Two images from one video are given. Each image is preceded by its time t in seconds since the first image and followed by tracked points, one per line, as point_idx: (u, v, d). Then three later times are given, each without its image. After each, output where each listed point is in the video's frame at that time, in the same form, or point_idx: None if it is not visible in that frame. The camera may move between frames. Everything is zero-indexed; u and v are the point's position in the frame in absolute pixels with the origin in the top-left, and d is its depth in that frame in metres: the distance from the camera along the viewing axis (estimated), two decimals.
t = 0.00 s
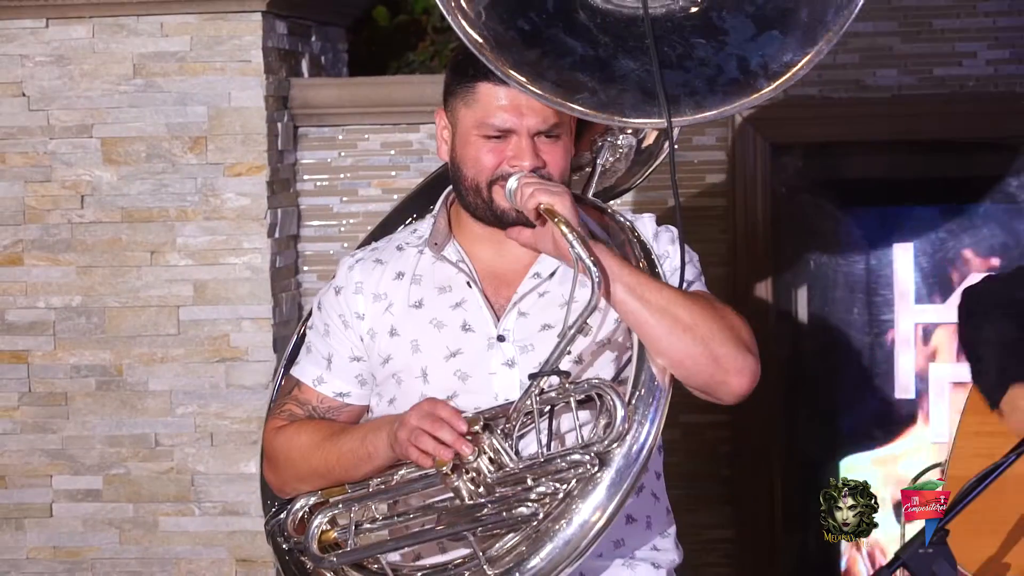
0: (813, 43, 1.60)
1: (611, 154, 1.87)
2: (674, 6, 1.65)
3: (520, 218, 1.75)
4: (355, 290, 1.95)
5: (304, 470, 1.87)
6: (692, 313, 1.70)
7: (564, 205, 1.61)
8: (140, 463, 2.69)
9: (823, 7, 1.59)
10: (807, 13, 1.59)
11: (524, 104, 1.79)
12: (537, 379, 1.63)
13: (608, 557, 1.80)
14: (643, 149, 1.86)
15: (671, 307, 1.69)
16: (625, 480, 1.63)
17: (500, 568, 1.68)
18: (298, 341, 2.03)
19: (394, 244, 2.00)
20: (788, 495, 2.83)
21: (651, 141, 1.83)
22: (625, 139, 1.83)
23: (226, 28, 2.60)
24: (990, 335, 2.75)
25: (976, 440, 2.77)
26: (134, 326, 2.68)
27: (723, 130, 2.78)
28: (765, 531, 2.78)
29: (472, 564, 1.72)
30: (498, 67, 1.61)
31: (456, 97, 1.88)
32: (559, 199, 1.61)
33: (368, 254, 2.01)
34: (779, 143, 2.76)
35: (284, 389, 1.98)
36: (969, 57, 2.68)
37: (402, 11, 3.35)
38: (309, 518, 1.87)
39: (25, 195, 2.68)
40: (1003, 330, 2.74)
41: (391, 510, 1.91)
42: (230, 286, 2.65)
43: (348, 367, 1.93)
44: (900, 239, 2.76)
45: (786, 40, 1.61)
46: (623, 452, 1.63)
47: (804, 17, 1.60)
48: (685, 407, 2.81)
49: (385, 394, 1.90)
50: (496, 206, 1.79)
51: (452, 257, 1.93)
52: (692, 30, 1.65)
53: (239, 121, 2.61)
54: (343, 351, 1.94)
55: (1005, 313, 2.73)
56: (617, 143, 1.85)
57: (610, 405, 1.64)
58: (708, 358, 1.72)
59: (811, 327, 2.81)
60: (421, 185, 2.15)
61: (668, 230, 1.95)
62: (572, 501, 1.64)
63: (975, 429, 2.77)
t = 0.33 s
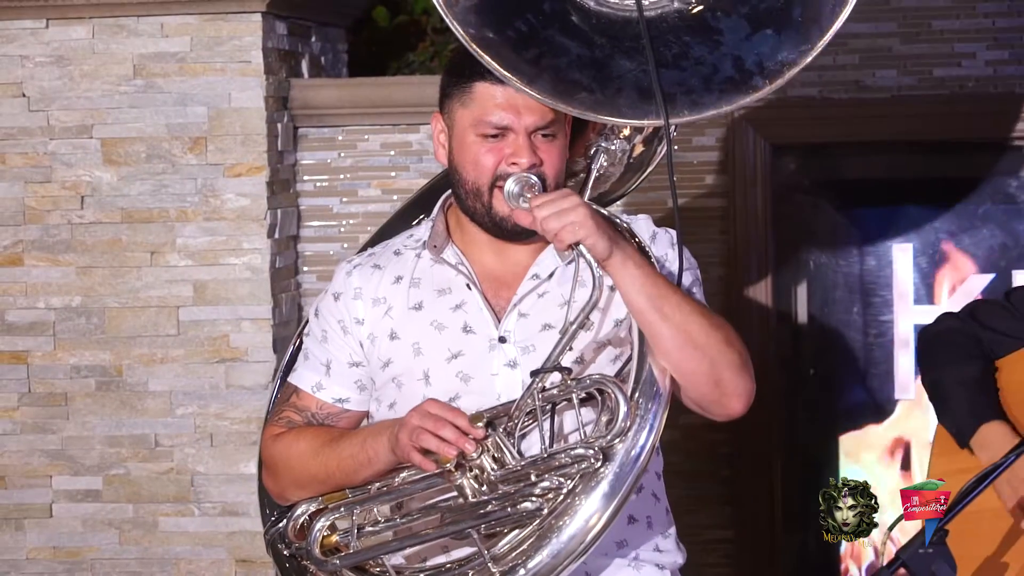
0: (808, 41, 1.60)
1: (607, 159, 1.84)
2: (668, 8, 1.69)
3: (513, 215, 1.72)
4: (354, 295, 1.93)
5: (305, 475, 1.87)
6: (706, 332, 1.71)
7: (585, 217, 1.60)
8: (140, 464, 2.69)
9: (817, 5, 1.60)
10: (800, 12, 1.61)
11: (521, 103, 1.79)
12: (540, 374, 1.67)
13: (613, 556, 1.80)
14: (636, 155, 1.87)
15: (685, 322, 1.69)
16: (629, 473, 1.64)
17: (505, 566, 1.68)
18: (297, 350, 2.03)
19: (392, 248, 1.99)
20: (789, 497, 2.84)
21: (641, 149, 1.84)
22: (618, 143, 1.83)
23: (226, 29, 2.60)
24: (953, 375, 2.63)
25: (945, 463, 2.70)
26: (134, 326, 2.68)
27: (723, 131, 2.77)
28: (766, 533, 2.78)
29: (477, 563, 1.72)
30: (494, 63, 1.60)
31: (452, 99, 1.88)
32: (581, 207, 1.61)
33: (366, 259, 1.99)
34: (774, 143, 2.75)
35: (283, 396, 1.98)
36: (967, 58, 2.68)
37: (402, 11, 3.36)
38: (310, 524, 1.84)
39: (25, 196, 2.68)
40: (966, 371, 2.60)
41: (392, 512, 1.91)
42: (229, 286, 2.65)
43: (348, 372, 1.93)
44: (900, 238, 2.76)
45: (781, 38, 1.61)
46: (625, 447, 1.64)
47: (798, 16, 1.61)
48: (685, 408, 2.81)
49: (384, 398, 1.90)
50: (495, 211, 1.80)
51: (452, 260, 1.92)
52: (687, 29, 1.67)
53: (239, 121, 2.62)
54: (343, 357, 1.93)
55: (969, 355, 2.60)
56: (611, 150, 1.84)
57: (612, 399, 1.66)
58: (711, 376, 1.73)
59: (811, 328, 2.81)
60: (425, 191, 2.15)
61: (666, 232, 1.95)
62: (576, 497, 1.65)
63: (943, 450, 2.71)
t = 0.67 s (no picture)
0: (798, 30, 1.60)
1: (601, 155, 1.84)
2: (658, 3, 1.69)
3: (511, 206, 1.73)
4: (352, 291, 1.93)
5: (305, 473, 1.87)
6: (703, 314, 1.71)
7: (575, 200, 1.60)
8: (140, 463, 2.69)
9: None
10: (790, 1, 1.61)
11: (517, 98, 1.80)
12: (536, 365, 1.67)
13: (609, 552, 1.81)
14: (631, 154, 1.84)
15: (682, 305, 1.70)
16: (626, 464, 1.64)
17: (504, 559, 1.68)
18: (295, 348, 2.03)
19: (389, 244, 1.99)
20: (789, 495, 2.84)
21: (635, 146, 1.82)
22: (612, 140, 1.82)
23: (226, 28, 2.60)
24: (936, 381, 2.63)
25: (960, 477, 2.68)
26: (134, 326, 2.68)
27: (721, 129, 2.77)
28: (766, 531, 2.78)
29: (476, 557, 1.72)
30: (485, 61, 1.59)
31: (449, 95, 1.88)
32: (570, 192, 1.61)
33: (364, 256, 2.00)
34: (776, 143, 2.75)
35: (283, 393, 1.98)
36: (968, 58, 2.68)
37: (402, 11, 3.36)
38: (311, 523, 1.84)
39: (25, 195, 2.68)
40: (947, 374, 2.61)
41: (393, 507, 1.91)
42: (229, 286, 2.65)
43: (346, 369, 1.93)
44: (900, 238, 2.77)
45: (771, 27, 1.62)
46: (623, 436, 1.65)
47: (787, 8, 1.62)
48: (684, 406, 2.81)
49: (385, 393, 1.90)
50: (490, 202, 1.80)
51: (450, 254, 1.92)
52: (677, 23, 1.67)
53: (239, 121, 2.62)
54: (341, 353, 1.93)
55: (947, 361, 2.62)
56: (606, 147, 1.84)
57: (610, 388, 1.67)
58: (711, 358, 1.74)
59: (810, 325, 2.83)
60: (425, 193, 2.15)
61: (661, 227, 1.95)
62: (574, 488, 1.64)
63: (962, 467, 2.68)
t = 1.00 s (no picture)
0: (805, 37, 1.62)
1: (608, 158, 1.85)
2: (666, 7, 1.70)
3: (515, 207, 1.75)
4: (355, 288, 1.94)
5: (305, 470, 1.88)
6: (706, 324, 1.73)
7: (578, 206, 1.63)
8: (140, 461, 2.70)
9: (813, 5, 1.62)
10: (798, 8, 1.63)
11: (522, 100, 1.80)
12: (536, 366, 1.68)
13: (608, 551, 1.82)
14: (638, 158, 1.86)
15: (685, 315, 1.71)
16: (625, 465, 1.65)
17: (502, 557, 1.70)
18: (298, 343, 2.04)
19: (393, 242, 1.99)
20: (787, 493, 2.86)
21: (640, 150, 1.83)
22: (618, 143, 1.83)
23: (226, 27, 2.61)
24: (919, 402, 2.41)
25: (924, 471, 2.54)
26: (134, 324, 2.69)
27: (721, 128, 2.77)
28: (764, 529, 2.79)
29: (473, 555, 1.73)
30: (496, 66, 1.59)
31: (454, 95, 1.89)
32: (574, 197, 1.63)
33: (368, 253, 2.00)
34: (774, 142, 2.77)
35: (286, 388, 1.99)
36: (966, 57, 2.68)
37: (402, 10, 3.37)
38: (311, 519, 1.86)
39: (26, 194, 2.69)
40: (932, 396, 2.40)
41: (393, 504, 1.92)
42: (230, 285, 2.66)
43: (348, 365, 1.94)
44: (898, 238, 2.79)
45: (778, 35, 1.63)
46: (622, 438, 1.66)
47: (794, 15, 1.63)
48: (684, 404, 2.82)
49: (387, 388, 1.91)
50: (496, 206, 1.82)
51: (452, 253, 1.93)
52: (686, 28, 1.68)
53: (239, 119, 2.62)
54: (343, 350, 1.94)
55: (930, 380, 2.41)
56: (612, 150, 1.85)
57: (610, 390, 1.68)
58: (711, 367, 1.75)
59: (808, 324, 2.85)
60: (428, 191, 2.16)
61: (665, 232, 1.96)
62: (572, 489, 1.65)
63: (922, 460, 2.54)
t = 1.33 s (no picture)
0: (815, 40, 1.61)
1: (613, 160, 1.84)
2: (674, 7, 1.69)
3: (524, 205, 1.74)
4: (361, 287, 1.94)
5: (308, 468, 1.87)
6: (716, 324, 1.74)
7: (590, 203, 1.62)
8: (138, 460, 2.69)
9: (822, 8, 1.62)
10: (808, 13, 1.62)
11: (533, 100, 1.80)
12: (547, 363, 1.67)
13: (613, 548, 1.81)
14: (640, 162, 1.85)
15: (696, 315, 1.73)
16: (634, 465, 1.65)
17: (508, 555, 1.68)
18: (300, 342, 2.02)
19: (398, 242, 1.99)
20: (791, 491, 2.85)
21: (639, 156, 1.82)
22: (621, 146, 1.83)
23: (224, 24, 2.60)
24: (923, 416, 2.34)
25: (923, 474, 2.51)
26: (131, 322, 2.67)
27: (721, 127, 2.77)
28: (765, 528, 2.79)
29: (479, 553, 1.72)
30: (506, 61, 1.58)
31: (463, 94, 1.89)
32: (587, 194, 1.63)
33: (372, 253, 1.99)
34: (774, 139, 2.76)
35: (288, 387, 1.97)
36: (967, 54, 2.67)
37: (401, 7, 3.36)
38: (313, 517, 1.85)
39: (23, 192, 2.68)
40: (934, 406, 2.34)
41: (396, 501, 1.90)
42: (228, 283, 2.65)
43: (353, 365, 1.93)
44: (899, 236, 2.79)
45: (788, 38, 1.62)
46: (631, 437, 1.66)
47: (804, 17, 1.63)
48: (686, 403, 2.81)
49: (391, 388, 1.90)
50: (505, 203, 1.80)
51: (457, 253, 1.92)
52: (695, 28, 1.67)
53: (237, 117, 2.61)
54: (348, 349, 1.93)
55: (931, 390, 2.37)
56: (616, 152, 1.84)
57: (621, 389, 1.66)
58: (720, 368, 1.77)
59: (808, 322, 2.83)
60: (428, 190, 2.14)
61: (673, 233, 1.96)
62: (583, 487, 1.65)
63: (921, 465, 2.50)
